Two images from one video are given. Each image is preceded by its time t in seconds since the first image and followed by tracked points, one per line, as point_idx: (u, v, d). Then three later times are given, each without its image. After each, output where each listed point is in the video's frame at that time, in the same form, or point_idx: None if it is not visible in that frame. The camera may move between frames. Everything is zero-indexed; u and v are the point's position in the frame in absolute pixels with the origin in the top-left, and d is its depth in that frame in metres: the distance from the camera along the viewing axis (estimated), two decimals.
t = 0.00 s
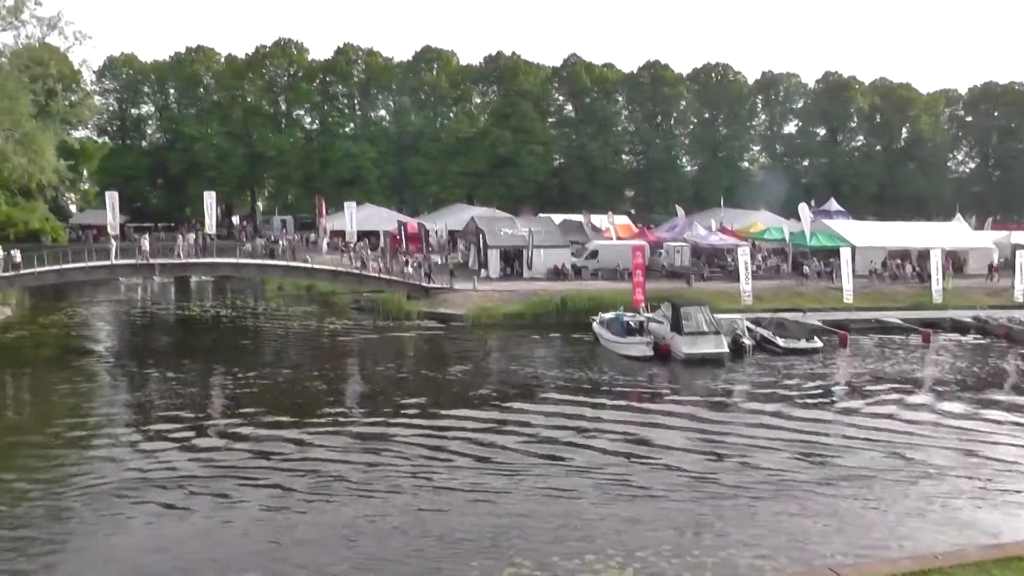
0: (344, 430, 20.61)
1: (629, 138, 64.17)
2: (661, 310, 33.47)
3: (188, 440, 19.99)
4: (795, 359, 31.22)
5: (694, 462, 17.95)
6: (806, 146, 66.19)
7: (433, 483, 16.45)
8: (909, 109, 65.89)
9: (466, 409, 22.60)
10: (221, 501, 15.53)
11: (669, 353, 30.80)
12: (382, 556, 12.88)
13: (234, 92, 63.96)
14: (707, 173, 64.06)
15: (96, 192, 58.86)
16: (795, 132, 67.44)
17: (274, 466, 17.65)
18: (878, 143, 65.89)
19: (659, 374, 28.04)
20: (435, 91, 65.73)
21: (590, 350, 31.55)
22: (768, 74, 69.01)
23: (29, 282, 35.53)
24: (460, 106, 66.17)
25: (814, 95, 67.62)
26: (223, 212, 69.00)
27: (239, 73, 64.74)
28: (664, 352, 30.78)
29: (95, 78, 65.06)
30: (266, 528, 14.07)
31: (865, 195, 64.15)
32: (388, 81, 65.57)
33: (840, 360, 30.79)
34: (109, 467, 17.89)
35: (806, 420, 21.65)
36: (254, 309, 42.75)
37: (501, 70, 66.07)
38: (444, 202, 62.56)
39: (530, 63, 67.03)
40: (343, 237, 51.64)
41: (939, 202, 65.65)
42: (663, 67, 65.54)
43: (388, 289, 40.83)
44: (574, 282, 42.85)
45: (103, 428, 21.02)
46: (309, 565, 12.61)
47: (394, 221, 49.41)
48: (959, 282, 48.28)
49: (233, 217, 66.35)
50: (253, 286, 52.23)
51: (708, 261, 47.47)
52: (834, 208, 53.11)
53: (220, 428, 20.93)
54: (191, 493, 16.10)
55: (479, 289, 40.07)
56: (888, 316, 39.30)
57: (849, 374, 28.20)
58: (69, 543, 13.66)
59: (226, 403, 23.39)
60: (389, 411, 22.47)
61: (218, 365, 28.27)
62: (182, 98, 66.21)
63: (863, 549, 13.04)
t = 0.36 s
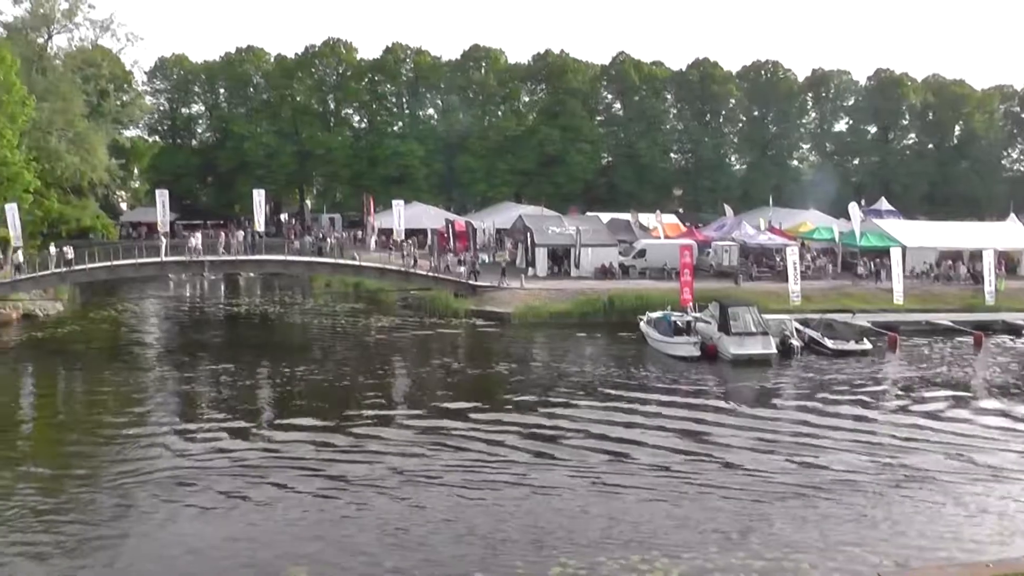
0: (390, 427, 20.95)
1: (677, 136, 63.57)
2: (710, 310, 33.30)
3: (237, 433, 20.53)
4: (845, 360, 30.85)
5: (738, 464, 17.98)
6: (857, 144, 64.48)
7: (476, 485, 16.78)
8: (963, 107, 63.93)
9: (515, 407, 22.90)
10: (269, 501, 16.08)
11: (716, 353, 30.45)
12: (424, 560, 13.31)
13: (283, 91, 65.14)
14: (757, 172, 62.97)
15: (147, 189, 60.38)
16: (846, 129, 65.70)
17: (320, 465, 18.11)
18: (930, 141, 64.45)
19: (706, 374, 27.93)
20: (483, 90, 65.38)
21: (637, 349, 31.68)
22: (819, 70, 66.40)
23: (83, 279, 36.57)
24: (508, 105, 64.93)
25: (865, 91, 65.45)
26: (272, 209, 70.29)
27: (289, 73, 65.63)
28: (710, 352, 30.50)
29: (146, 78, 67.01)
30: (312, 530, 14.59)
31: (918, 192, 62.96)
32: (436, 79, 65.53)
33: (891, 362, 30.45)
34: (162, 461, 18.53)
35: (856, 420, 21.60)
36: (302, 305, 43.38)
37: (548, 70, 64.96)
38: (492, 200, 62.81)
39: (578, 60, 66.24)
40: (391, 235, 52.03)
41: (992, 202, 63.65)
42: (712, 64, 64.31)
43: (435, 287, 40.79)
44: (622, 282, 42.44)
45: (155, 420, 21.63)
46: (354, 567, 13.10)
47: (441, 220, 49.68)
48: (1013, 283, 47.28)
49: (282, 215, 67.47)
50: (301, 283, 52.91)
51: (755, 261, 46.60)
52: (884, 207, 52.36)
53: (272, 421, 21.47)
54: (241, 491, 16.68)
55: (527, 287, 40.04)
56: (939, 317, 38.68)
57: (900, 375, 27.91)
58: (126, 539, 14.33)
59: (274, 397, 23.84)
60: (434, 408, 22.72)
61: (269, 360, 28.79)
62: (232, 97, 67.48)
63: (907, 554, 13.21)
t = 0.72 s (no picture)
0: (426, 425, 21.07)
1: (716, 134, 63.07)
2: (750, 310, 33.08)
3: (275, 429, 20.75)
4: (886, 363, 30.48)
5: (775, 467, 17.88)
6: (898, 142, 63.23)
7: (511, 485, 16.86)
8: (1008, 104, 61.99)
9: (553, 405, 22.97)
10: (307, 498, 16.29)
11: (755, 354, 30.25)
12: (461, 561, 13.45)
13: (323, 91, 66.08)
14: (797, 171, 62.28)
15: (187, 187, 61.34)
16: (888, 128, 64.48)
17: (357, 462, 18.28)
18: (973, 140, 62.56)
19: (745, 375, 27.79)
20: (523, 89, 64.84)
21: (675, 348, 31.59)
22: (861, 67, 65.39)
23: (125, 276, 37.19)
24: (548, 103, 64.34)
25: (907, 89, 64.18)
26: (312, 206, 71.14)
27: (329, 72, 66.60)
28: (749, 353, 30.30)
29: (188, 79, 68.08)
30: (349, 529, 14.78)
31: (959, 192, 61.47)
32: (475, 79, 65.56)
33: (933, 364, 30.02)
34: (201, 456, 18.80)
35: (897, 423, 21.39)
36: (341, 303, 43.73)
37: (588, 69, 64.53)
38: (531, 199, 62.76)
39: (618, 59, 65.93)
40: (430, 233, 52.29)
41: None
42: (752, 62, 63.64)
43: (474, 286, 40.76)
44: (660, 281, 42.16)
45: (196, 415, 21.92)
46: (391, 567, 13.28)
47: (480, 218, 49.71)
48: None
49: (321, 213, 68.18)
50: (340, 280, 53.34)
51: (796, 261, 46.12)
52: (926, 207, 51.58)
53: (313, 417, 21.77)
54: (278, 487, 16.92)
55: (566, 286, 39.96)
56: (982, 319, 38.05)
57: (942, 378, 27.54)
58: (167, 535, 14.63)
59: (312, 394, 24.04)
60: (471, 406, 22.82)
61: (307, 357, 29.05)
62: (272, 97, 68.25)
63: (947, 559, 13.20)
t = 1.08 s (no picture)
0: (465, 422, 21.15)
1: (759, 133, 62.56)
2: (792, 310, 32.76)
3: (315, 424, 20.98)
4: (930, 366, 30.00)
5: (817, 470, 17.70)
6: (943, 141, 61.95)
7: (550, 483, 16.87)
8: None
9: (591, 404, 22.95)
10: (345, 492, 16.42)
11: (797, 355, 29.96)
12: (499, 558, 13.54)
13: (365, 88, 66.90)
14: (840, 170, 61.47)
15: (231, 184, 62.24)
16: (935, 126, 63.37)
17: (395, 458, 18.41)
18: None
19: (787, 376, 27.51)
20: (565, 86, 64.56)
21: (716, 348, 31.37)
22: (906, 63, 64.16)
23: (168, 271, 37.80)
24: (590, 100, 64.38)
25: (955, 86, 62.79)
26: (354, 203, 71.81)
27: (371, 71, 67.36)
28: (791, 354, 30.00)
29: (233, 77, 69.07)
30: (386, 524, 14.87)
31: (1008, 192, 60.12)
32: (517, 76, 65.43)
33: (980, 368, 29.48)
34: (241, 449, 19.03)
35: (942, 427, 21.07)
36: (382, 299, 44.00)
37: (630, 67, 64.33)
38: (572, 197, 62.59)
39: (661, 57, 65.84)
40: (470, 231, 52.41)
41: None
42: (796, 58, 62.69)
43: (516, 284, 40.71)
44: (702, 281, 41.85)
45: (238, 409, 22.21)
46: (428, 564, 13.34)
47: (521, 217, 49.70)
48: None
49: (363, 210, 68.67)
50: (382, 277, 53.65)
51: (839, 262, 45.51)
52: (973, 207, 50.72)
53: (353, 412, 21.96)
54: (316, 481, 17.07)
55: (607, 285, 39.82)
56: None
57: (989, 382, 27.06)
58: (207, 527, 14.83)
59: (352, 390, 24.22)
60: (510, 404, 22.88)
61: (347, 353, 29.27)
62: (315, 95, 68.92)
63: (994, 568, 13.01)
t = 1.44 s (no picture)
0: (506, 420, 21.21)
1: (808, 130, 61.83)
2: (841, 311, 32.37)
3: (362, 418, 21.25)
4: (982, 370, 29.39)
5: (862, 475, 17.44)
6: (998, 138, 60.22)
7: (594, 482, 16.91)
8: None
9: (635, 402, 22.93)
10: (386, 487, 16.54)
11: (845, 357, 29.57)
12: (544, 555, 13.63)
13: (413, 86, 67.49)
14: (891, 169, 60.39)
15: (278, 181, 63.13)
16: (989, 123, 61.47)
17: (437, 454, 18.54)
18: None
19: (835, 377, 27.18)
20: (612, 83, 64.53)
21: (763, 348, 31.10)
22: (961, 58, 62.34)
23: (216, 265, 38.41)
24: (637, 98, 64.67)
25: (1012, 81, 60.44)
26: (400, 200, 72.43)
27: (419, 69, 67.88)
28: (839, 356, 29.63)
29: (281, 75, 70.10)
30: (426, 521, 14.94)
31: None
32: (564, 73, 65.10)
33: None
34: (285, 442, 19.29)
35: (995, 433, 20.66)
36: (427, 296, 44.27)
37: (678, 64, 63.56)
38: (619, 195, 62.45)
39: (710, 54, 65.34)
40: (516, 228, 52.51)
41: None
42: (846, 55, 61.46)
43: (561, 282, 40.66)
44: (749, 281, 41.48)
45: (283, 401, 22.51)
46: (469, 560, 13.39)
47: (569, 214, 49.73)
48: None
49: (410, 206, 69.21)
50: (428, 274, 53.96)
51: (888, 262, 44.73)
52: None
53: (399, 407, 22.19)
54: (358, 475, 17.23)
55: (653, 283, 39.61)
56: None
57: None
58: (250, 518, 15.01)
59: (399, 385, 24.46)
60: (554, 401, 22.94)
61: (392, 349, 29.51)
62: (362, 93, 69.70)
63: None
